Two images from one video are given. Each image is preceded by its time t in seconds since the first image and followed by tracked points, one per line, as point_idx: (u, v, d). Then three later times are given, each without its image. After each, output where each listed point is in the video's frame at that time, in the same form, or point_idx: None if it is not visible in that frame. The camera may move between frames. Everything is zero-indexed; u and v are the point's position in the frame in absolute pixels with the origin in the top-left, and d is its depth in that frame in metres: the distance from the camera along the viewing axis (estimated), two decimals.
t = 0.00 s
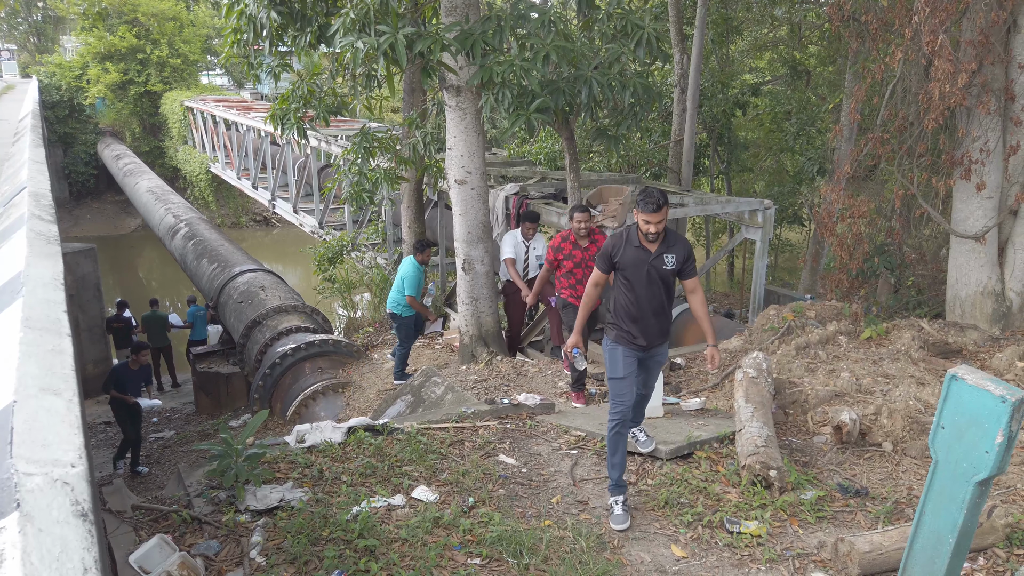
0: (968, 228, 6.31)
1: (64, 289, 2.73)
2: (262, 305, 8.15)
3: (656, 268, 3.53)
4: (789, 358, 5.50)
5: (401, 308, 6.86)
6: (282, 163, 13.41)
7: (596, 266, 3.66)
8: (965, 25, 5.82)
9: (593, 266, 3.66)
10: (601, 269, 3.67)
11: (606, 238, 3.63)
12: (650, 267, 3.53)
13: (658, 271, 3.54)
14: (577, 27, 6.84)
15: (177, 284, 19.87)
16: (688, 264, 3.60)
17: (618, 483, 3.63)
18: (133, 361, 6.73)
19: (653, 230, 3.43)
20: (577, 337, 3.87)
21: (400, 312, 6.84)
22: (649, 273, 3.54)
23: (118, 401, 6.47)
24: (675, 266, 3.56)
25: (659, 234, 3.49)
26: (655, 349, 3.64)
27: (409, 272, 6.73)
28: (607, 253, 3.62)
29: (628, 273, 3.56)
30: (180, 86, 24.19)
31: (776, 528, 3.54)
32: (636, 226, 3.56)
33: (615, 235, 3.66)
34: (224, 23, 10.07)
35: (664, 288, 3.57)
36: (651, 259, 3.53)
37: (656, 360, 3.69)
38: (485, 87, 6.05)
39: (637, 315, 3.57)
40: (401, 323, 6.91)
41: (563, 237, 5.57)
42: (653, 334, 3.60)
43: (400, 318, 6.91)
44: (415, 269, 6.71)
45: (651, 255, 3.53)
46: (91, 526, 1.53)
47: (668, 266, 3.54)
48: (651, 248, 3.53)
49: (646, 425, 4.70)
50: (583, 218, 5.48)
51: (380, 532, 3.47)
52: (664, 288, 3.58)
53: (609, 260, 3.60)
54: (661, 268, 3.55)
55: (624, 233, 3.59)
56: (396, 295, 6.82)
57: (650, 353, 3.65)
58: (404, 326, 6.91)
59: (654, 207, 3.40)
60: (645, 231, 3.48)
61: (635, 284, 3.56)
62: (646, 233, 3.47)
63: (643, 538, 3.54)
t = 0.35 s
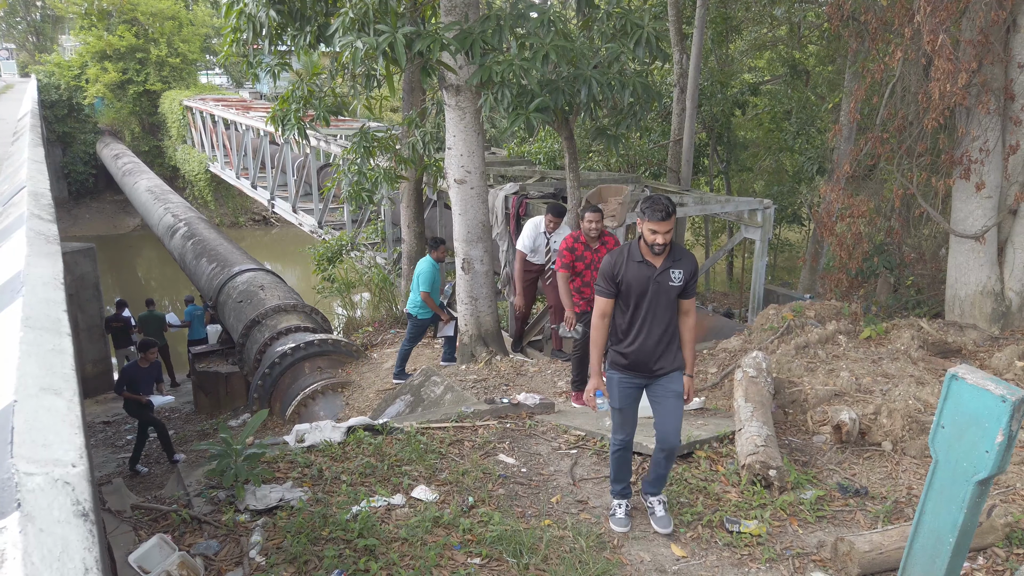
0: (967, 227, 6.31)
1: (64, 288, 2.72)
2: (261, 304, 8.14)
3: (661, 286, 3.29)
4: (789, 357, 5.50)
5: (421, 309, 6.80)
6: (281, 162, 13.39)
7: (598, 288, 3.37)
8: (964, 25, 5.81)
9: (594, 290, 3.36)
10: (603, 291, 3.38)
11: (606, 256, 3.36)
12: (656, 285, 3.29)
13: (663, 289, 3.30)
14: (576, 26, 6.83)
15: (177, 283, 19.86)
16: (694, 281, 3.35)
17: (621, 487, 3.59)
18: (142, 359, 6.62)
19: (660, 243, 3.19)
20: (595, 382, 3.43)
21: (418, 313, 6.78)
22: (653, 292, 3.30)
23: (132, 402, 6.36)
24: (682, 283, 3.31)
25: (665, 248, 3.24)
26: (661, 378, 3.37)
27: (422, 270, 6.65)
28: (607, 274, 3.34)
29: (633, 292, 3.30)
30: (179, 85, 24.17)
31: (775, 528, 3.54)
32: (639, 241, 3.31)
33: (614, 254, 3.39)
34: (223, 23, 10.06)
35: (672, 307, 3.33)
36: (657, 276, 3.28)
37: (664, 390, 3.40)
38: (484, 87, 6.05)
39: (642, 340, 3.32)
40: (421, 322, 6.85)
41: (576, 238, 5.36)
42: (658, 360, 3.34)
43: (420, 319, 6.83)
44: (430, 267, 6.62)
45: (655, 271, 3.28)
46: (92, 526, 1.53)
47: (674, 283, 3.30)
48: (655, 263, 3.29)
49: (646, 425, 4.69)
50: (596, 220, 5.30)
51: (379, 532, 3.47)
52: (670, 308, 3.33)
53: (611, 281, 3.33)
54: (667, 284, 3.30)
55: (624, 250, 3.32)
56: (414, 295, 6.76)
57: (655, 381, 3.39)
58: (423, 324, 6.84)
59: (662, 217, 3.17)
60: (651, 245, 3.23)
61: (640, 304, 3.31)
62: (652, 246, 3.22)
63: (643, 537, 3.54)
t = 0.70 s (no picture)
0: (966, 227, 6.31)
1: (64, 288, 2.72)
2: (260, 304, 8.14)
3: (690, 322, 3.00)
4: (789, 357, 5.50)
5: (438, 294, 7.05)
6: (281, 162, 13.39)
7: (619, 314, 3.07)
8: (964, 24, 5.81)
9: (614, 316, 3.06)
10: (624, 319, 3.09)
11: (633, 280, 3.07)
12: (685, 321, 3.00)
13: (691, 326, 3.00)
14: (576, 26, 6.82)
15: (176, 283, 19.85)
16: (727, 322, 3.06)
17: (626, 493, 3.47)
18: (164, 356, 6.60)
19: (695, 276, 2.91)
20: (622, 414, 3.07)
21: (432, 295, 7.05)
22: (679, 328, 3.01)
23: (157, 400, 6.39)
24: (714, 322, 3.02)
25: (702, 281, 2.95)
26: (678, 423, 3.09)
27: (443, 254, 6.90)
28: (632, 302, 3.04)
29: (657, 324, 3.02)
30: (179, 85, 24.16)
31: (775, 527, 3.54)
32: (674, 268, 3.02)
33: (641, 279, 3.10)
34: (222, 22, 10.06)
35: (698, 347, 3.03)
36: (687, 311, 3.00)
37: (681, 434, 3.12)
38: (484, 86, 6.04)
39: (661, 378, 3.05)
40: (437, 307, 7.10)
41: (603, 242, 4.88)
42: (676, 401, 3.08)
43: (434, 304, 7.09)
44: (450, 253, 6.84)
45: (685, 305, 3.00)
46: (94, 526, 1.53)
47: (705, 322, 3.01)
48: (687, 297, 3.00)
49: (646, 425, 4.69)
50: (626, 228, 4.82)
51: (379, 531, 3.47)
52: (696, 349, 3.04)
53: (635, 310, 3.04)
54: (697, 322, 3.01)
55: (654, 278, 3.04)
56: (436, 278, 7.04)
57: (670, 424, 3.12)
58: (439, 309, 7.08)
59: (703, 244, 2.90)
60: (685, 273, 2.94)
61: (663, 338, 3.03)
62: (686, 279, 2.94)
63: (642, 536, 3.54)
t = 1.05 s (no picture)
0: (967, 227, 6.32)
1: (65, 287, 2.72)
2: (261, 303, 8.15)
3: (715, 338, 2.72)
4: (789, 356, 5.50)
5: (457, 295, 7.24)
6: (281, 161, 13.39)
7: (636, 330, 2.88)
8: (965, 23, 5.81)
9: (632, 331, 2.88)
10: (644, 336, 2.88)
11: (650, 294, 2.85)
12: (710, 338, 2.72)
13: (717, 343, 2.71)
14: (576, 25, 6.82)
15: (176, 283, 19.86)
16: (762, 337, 2.74)
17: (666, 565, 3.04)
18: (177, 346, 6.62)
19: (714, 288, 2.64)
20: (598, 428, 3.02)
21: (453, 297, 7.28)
22: (703, 345, 2.72)
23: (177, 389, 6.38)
24: (744, 338, 2.72)
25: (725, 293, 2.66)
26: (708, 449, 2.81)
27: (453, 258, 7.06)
28: (650, 317, 2.82)
29: (675, 341, 2.76)
30: (179, 84, 24.15)
31: (775, 527, 3.55)
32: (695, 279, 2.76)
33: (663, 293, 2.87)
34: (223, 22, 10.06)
35: (728, 365, 2.74)
36: (711, 327, 2.71)
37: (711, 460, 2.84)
38: (484, 85, 6.04)
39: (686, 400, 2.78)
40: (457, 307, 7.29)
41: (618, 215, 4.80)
42: (706, 425, 2.78)
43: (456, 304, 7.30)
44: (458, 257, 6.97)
45: (709, 320, 2.72)
46: (97, 524, 1.53)
47: (733, 338, 2.71)
48: (711, 311, 2.72)
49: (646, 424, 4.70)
50: (645, 205, 4.67)
51: (380, 530, 3.47)
52: (724, 367, 2.75)
53: (653, 326, 2.82)
54: (724, 338, 2.71)
55: (673, 291, 2.80)
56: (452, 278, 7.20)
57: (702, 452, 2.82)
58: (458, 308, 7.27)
59: (721, 254, 2.62)
60: (705, 287, 2.67)
61: (684, 357, 2.76)
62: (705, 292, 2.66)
63: (643, 536, 3.55)
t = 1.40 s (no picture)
0: (968, 226, 6.31)
1: (68, 285, 2.73)
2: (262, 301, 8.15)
3: (736, 365, 2.38)
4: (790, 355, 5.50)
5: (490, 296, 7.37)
6: (283, 159, 13.40)
7: (642, 362, 2.51)
8: (967, 23, 5.80)
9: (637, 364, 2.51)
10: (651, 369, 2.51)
11: (654, 320, 2.51)
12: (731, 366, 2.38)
13: (740, 370, 2.38)
14: (578, 24, 6.81)
15: (177, 281, 19.87)
16: (787, 360, 2.43)
17: None
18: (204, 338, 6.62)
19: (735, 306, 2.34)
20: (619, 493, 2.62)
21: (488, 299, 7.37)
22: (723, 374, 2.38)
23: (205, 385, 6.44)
24: (767, 362, 2.39)
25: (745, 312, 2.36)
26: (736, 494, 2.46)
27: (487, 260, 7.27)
28: (659, 347, 2.47)
29: (690, 373, 2.42)
30: (180, 82, 24.18)
31: (776, 526, 3.55)
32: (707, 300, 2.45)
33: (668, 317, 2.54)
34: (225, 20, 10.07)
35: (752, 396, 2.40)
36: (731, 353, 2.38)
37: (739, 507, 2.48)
38: (486, 84, 6.05)
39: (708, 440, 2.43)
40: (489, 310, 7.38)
41: (622, 224, 4.73)
42: (733, 466, 2.44)
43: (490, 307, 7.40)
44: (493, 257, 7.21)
45: (725, 345, 2.39)
46: (101, 521, 1.53)
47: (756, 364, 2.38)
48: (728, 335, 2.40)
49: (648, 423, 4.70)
50: (649, 209, 4.58)
51: (381, 529, 3.48)
52: (748, 397, 2.41)
53: (663, 356, 2.46)
54: (746, 365, 2.38)
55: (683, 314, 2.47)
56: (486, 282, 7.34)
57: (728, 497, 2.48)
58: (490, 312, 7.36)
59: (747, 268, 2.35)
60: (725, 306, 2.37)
61: (702, 388, 2.41)
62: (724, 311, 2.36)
63: (643, 535, 3.55)
